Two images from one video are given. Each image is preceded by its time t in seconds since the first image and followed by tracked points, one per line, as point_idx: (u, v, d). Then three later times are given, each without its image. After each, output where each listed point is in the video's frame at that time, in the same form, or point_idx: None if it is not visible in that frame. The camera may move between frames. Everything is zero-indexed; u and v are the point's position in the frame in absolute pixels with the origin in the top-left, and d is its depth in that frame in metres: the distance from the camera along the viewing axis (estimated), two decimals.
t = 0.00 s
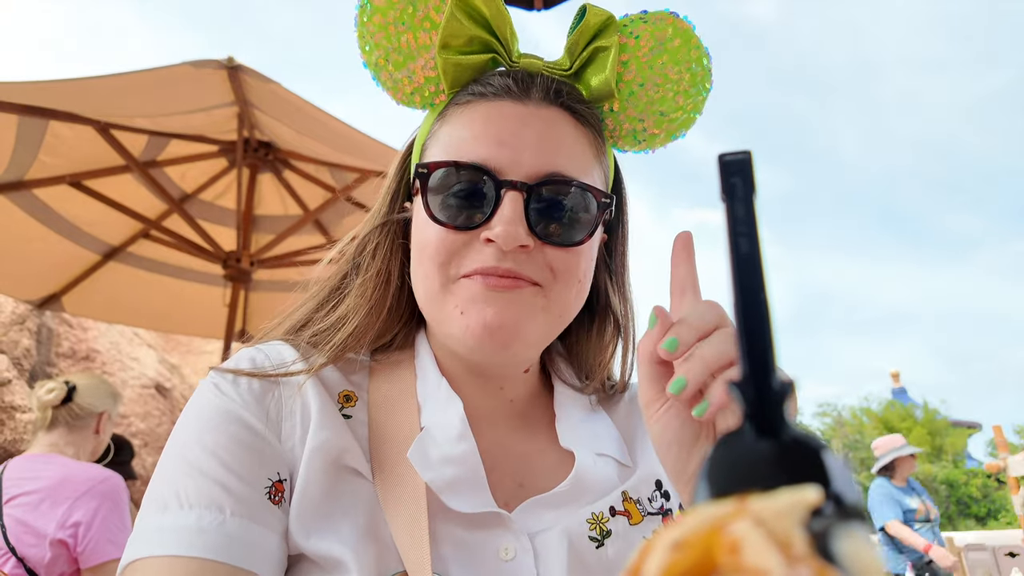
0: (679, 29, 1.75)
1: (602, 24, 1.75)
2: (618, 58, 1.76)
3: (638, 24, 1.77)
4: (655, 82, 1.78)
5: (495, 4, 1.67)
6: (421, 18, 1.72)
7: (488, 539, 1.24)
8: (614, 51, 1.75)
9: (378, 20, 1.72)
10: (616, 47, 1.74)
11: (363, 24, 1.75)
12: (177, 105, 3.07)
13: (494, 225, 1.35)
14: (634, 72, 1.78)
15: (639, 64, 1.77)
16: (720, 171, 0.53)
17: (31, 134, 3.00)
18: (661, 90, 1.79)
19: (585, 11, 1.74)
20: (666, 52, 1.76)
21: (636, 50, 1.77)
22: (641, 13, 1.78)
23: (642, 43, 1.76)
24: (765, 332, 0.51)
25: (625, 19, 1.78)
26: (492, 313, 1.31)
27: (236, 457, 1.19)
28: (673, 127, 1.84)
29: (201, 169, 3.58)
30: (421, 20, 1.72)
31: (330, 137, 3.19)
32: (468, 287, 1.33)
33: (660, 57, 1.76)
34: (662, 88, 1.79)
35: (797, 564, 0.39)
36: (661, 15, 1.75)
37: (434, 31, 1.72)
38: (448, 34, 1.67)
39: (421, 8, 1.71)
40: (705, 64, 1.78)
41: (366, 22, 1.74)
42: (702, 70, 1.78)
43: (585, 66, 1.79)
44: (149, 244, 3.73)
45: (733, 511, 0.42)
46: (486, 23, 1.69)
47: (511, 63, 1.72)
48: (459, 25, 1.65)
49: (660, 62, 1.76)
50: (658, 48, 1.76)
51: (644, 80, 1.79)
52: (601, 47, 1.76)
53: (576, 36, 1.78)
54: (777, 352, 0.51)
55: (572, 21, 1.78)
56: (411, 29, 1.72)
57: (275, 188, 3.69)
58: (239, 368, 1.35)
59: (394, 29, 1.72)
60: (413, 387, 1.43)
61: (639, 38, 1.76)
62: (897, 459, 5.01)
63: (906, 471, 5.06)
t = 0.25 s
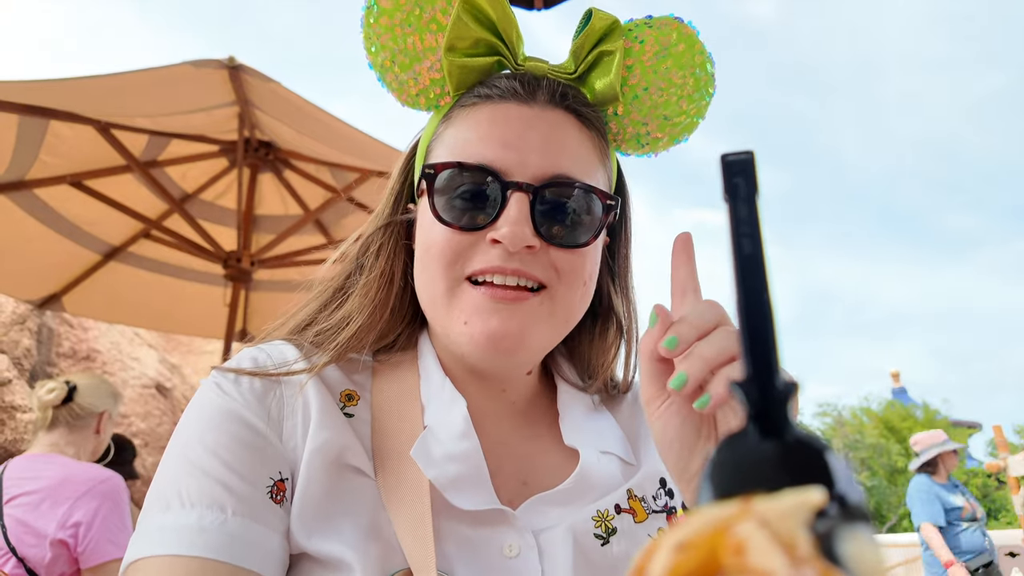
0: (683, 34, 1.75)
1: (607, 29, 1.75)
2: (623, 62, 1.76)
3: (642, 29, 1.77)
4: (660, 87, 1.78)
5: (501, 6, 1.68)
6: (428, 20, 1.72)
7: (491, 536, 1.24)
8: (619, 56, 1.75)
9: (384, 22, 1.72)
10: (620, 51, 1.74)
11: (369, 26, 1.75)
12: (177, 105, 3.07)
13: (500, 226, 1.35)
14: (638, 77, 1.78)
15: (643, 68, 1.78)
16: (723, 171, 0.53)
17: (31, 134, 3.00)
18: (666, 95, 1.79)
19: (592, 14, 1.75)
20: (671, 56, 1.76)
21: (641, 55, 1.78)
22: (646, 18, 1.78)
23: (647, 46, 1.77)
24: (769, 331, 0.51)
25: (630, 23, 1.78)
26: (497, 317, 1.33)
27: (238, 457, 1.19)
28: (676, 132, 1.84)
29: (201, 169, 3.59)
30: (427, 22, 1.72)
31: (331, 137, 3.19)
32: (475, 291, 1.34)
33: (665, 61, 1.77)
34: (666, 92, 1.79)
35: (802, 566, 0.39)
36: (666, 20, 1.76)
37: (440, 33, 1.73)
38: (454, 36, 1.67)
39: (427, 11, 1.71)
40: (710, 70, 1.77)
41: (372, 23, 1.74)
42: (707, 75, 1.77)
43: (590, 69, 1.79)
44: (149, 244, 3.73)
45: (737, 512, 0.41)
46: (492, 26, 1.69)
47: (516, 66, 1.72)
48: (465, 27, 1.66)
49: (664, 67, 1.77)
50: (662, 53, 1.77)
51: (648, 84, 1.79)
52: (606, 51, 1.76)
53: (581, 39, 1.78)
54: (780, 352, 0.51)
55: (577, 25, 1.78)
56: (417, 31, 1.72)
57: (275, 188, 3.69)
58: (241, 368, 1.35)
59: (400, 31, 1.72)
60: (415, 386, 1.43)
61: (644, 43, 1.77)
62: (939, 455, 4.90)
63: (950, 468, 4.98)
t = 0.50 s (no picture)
0: (684, 38, 1.75)
1: (609, 32, 1.76)
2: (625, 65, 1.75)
3: (645, 34, 1.77)
4: (661, 91, 1.77)
5: (503, 8, 1.67)
6: (431, 22, 1.72)
7: (493, 531, 1.24)
8: (621, 59, 1.74)
9: (387, 23, 1.72)
10: (623, 55, 1.74)
11: (372, 26, 1.75)
12: (177, 105, 3.07)
13: (502, 229, 1.35)
14: (639, 81, 1.78)
15: (645, 72, 1.77)
16: (722, 169, 0.53)
17: (31, 134, 3.00)
18: (667, 99, 1.78)
19: (594, 18, 1.75)
20: (672, 61, 1.76)
21: (642, 59, 1.77)
22: (648, 21, 1.78)
23: (648, 50, 1.76)
24: (766, 329, 0.50)
25: (632, 26, 1.78)
26: (498, 318, 1.32)
27: (237, 455, 1.19)
28: (676, 135, 1.84)
29: (201, 169, 3.58)
30: (431, 24, 1.72)
31: (331, 137, 3.19)
32: (477, 295, 1.34)
33: (667, 65, 1.76)
34: (667, 97, 1.78)
35: (799, 565, 0.39)
36: (668, 25, 1.75)
37: (443, 35, 1.72)
38: (457, 38, 1.66)
39: (430, 12, 1.71)
40: (711, 74, 1.77)
41: (375, 24, 1.74)
42: (708, 81, 1.78)
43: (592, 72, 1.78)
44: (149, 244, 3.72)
45: (734, 511, 0.41)
46: (495, 28, 1.69)
47: (518, 69, 1.72)
48: (468, 29, 1.65)
49: (665, 72, 1.76)
50: (664, 56, 1.76)
51: (650, 88, 1.78)
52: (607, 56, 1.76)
53: (583, 42, 1.78)
54: (779, 351, 0.51)
55: (579, 29, 1.79)
56: (420, 32, 1.72)
57: (275, 188, 3.69)
58: (240, 366, 1.35)
59: (404, 32, 1.72)
60: (416, 384, 1.43)
61: (646, 46, 1.77)
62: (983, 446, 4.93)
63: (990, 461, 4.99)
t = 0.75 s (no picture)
0: (689, 41, 1.76)
1: (614, 34, 1.77)
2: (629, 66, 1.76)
3: (649, 36, 1.78)
4: (665, 91, 1.78)
5: (510, 7, 1.66)
6: (439, 22, 1.72)
7: (496, 531, 1.24)
8: (625, 60, 1.74)
9: (395, 21, 1.73)
10: (627, 56, 1.74)
11: (380, 25, 1.76)
12: (177, 104, 3.07)
13: (508, 226, 1.35)
14: (644, 82, 1.78)
15: (649, 73, 1.78)
16: (724, 170, 0.53)
17: (31, 133, 3.00)
18: (670, 99, 1.78)
19: (598, 20, 1.76)
20: (676, 62, 1.76)
21: (647, 60, 1.78)
22: (651, 24, 1.79)
23: (652, 52, 1.77)
24: (770, 328, 0.51)
25: (636, 29, 1.79)
26: (506, 316, 1.32)
27: (239, 455, 1.19)
28: (679, 136, 1.84)
29: (201, 169, 3.59)
30: (438, 23, 1.73)
31: (331, 136, 3.19)
32: (483, 292, 1.34)
33: (671, 66, 1.77)
34: (670, 97, 1.79)
35: (803, 564, 0.39)
36: (673, 28, 1.76)
37: (450, 34, 1.73)
38: (464, 37, 1.66)
39: (438, 12, 1.72)
40: (714, 76, 1.77)
41: (383, 23, 1.75)
42: (711, 83, 1.78)
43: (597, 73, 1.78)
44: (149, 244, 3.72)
45: (738, 511, 0.42)
46: (502, 29, 1.68)
47: (524, 69, 1.72)
48: (475, 29, 1.65)
49: (669, 73, 1.77)
50: (667, 58, 1.76)
51: (654, 89, 1.78)
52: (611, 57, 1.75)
53: (588, 44, 1.78)
54: (782, 351, 0.51)
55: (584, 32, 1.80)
56: (428, 32, 1.73)
57: (275, 187, 3.69)
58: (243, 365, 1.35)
59: (411, 31, 1.73)
60: (419, 382, 1.43)
61: (650, 48, 1.77)
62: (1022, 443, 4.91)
63: None
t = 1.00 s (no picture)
0: (666, 52, 1.83)
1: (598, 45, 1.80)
2: (615, 72, 1.80)
3: (630, 46, 1.83)
4: (645, 98, 1.83)
5: (505, 13, 1.68)
6: (436, 26, 1.74)
7: (496, 531, 1.24)
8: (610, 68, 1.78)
9: (393, 24, 1.74)
10: (614, 62, 1.78)
11: (377, 28, 1.76)
12: (178, 105, 3.08)
13: (526, 211, 1.37)
14: (627, 88, 1.83)
15: (631, 81, 1.83)
16: (724, 170, 0.53)
17: (32, 133, 3.01)
18: (650, 105, 1.83)
19: (586, 30, 1.79)
20: (655, 70, 1.82)
21: (629, 69, 1.83)
22: (632, 36, 1.84)
23: (634, 61, 1.83)
24: (770, 328, 0.51)
25: (615, 41, 1.84)
26: (527, 301, 1.31)
27: (240, 455, 1.19)
28: (658, 140, 1.89)
29: (202, 169, 3.59)
30: (436, 28, 1.74)
31: (332, 137, 3.20)
32: (500, 284, 1.33)
33: (649, 75, 1.83)
34: (650, 103, 1.84)
35: (804, 564, 0.39)
36: (652, 39, 1.83)
37: (447, 39, 1.74)
38: (461, 41, 1.67)
39: (436, 16, 1.73)
40: (688, 85, 1.85)
41: (380, 26, 1.76)
42: (685, 92, 1.85)
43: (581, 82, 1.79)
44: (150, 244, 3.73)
45: (739, 511, 0.42)
46: (496, 34, 1.70)
47: (517, 74, 1.71)
48: (470, 33, 1.66)
49: (651, 81, 1.82)
50: (647, 68, 1.82)
51: (636, 95, 1.83)
52: (598, 64, 1.78)
53: (575, 50, 1.79)
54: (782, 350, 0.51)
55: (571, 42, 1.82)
56: (425, 35, 1.74)
57: (276, 188, 3.69)
58: (243, 366, 1.36)
59: (409, 34, 1.74)
60: (419, 383, 1.43)
61: (630, 57, 1.83)
62: None
63: None
